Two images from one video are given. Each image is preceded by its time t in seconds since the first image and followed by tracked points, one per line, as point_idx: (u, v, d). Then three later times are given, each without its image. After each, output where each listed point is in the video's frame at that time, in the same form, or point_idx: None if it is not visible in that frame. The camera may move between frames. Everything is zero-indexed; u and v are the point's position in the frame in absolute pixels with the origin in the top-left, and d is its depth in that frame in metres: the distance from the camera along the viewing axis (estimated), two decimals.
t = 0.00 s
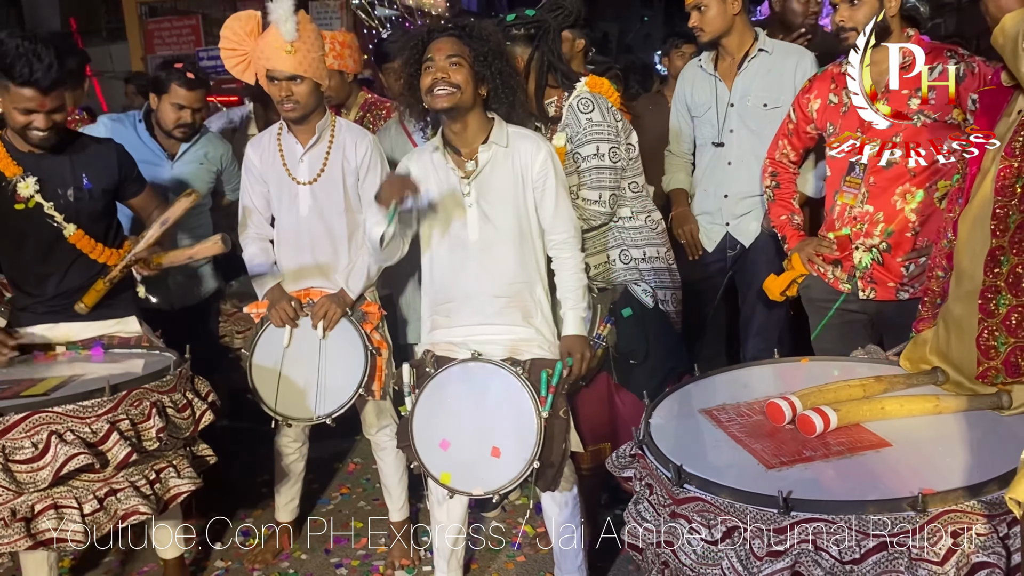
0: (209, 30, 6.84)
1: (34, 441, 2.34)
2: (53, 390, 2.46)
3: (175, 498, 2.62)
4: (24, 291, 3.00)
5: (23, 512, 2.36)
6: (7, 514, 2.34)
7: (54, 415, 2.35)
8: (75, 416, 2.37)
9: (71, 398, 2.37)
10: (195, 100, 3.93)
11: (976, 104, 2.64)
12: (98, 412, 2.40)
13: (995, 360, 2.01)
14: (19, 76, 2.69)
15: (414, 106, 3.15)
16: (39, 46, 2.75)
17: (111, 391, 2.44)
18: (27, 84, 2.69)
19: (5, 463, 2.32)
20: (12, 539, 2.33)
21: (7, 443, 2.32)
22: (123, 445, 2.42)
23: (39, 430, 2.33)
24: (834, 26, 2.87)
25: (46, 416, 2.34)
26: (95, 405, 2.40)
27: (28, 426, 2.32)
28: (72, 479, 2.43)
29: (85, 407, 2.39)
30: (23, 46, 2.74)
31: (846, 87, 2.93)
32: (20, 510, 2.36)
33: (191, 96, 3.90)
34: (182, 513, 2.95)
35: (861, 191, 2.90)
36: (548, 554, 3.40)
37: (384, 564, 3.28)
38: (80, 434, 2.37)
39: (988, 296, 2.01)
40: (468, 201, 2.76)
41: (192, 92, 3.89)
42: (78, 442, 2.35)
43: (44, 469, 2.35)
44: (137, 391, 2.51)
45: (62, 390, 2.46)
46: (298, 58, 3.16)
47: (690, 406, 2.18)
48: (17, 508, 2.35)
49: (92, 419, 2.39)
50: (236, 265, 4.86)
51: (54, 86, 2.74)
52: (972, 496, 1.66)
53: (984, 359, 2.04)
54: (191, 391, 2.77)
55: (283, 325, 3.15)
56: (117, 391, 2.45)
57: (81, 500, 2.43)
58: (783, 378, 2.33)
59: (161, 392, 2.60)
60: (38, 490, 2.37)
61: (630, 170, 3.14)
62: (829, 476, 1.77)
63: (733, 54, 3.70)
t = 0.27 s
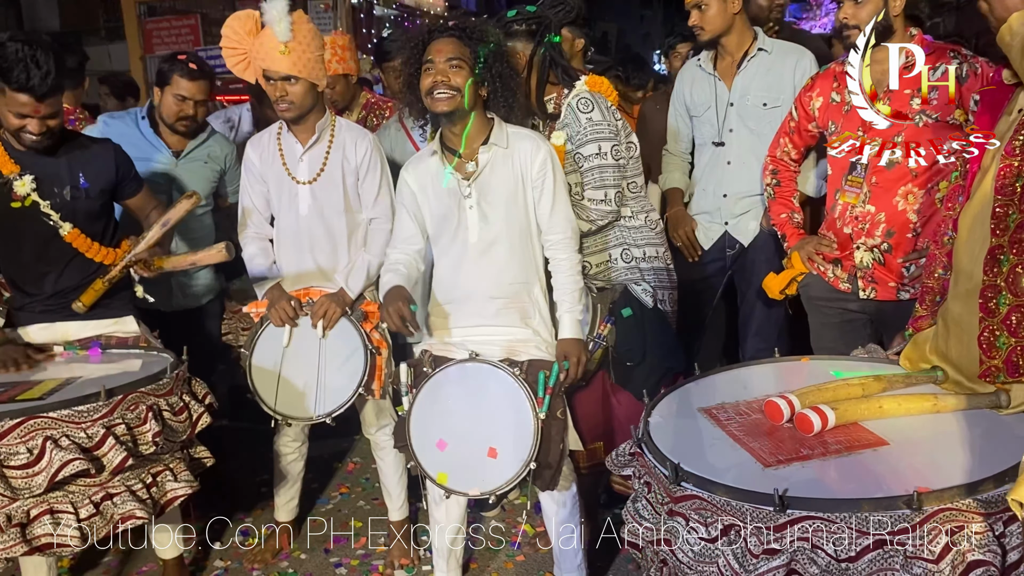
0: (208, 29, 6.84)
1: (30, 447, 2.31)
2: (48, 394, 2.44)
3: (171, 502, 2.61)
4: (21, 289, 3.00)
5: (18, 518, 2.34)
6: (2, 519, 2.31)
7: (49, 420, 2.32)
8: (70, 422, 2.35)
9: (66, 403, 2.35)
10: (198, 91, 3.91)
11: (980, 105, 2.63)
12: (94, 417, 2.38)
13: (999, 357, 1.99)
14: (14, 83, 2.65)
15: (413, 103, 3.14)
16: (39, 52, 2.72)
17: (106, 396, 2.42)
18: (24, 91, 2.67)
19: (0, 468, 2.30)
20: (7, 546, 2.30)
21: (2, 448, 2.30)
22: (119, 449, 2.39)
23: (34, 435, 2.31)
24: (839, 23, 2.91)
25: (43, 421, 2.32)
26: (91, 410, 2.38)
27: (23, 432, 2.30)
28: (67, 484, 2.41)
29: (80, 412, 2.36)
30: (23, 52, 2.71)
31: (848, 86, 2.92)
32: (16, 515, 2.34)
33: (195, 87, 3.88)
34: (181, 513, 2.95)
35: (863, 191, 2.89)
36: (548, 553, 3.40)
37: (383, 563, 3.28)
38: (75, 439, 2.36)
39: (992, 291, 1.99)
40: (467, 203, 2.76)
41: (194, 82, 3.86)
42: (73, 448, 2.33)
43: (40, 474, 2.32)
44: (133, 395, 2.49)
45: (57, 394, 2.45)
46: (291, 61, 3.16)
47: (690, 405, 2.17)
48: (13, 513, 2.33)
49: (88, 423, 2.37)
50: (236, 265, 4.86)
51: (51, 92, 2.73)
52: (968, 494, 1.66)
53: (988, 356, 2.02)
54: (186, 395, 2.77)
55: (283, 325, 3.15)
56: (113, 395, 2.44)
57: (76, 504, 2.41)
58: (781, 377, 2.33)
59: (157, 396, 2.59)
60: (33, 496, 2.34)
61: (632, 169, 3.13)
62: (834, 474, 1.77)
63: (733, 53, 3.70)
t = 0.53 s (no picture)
0: (206, 29, 6.84)
1: (34, 453, 2.31)
2: (51, 399, 2.43)
3: (172, 506, 2.61)
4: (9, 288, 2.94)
5: (23, 524, 2.35)
6: (7, 526, 2.33)
7: (54, 426, 2.32)
8: (75, 428, 2.34)
9: (68, 410, 2.34)
10: (171, 81, 3.86)
11: (971, 106, 2.65)
12: (98, 422, 2.38)
13: (998, 356, 2.00)
14: (30, 80, 2.69)
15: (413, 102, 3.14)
16: (46, 52, 2.77)
17: (111, 401, 2.41)
18: (39, 89, 2.71)
19: (5, 475, 2.30)
20: (13, 552, 2.32)
21: (6, 455, 2.29)
22: (124, 455, 2.39)
23: (39, 441, 2.31)
24: (839, 19, 2.89)
25: (48, 427, 2.31)
26: (95, 416, 2.38)
27: (27, 439, 2.29)
28: (71, 490, 2.42)
29: (84, 418, 2.36)
30: (32, 51, 2.74)
31: (840, 86, 2.93)
32: (20, 521, 2.35)
33: (167, 77, 3.83)
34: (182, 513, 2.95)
35: (857, 190, 2.90)
36: (547, 552, 3.41)
37: (383, 563, 3.28)
38: (80, 446, 2.35)
39: (991, 291, 2.00)
40: (465, 204, 2.76)
41: (166, 73, 3.82)
42: (79, 454, 2.32)
43: (45, 481, 2.32)
44: (136, 400, 2.49)
45: (58, 400, 2.43)
46: (293, 60, 3.14)
47: (689, 406, 2.17)
48: (17, 520, 2.35)
49: (92, 429, 2.37)
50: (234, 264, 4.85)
51: (64, 89, 2.78)
52: (977, 494, 1.66)
53: (987, 356, 2.02)
54: (187, 397, 2.76)
55: (282, 324, 3.14)
56: (117, 400, 2.43)
57: (81, 510, 2.43)
58: (783, 377, 2.32)
59: (159, 400, 2.58)
60: (37, 502, 2.34)
61: (630, 171, 3.14)
62: (830, 476, 1.77)
63: (732, 52, 3.70)
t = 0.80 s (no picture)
0: (205, 28, 6.84)
1: (54, 452, 2.31)
2: (65, 399, 2.44)
3: (186, 504, 2.63)
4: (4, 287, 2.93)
5: (42, 523, 2.32)
6: (27, 525, 2.30)
7: (72, 426, 2.31)
8: (93, 427, 2.35)
9: (87, 408, 2.35)
10: (134, 71, 3.80)
11: (962, 109, 2.68)
12: (115, 421, 2.39)
13: (994, 356, 2.03)
14: (32, 83, 2.69)
15: (418, 104, 3.13)
16: (51, 54, 2.76)
17: (127, 400, 2.43)
18: (41, 91, 2.71)
19: (27, 475, 2.29)
20: (35, 551, 2.29)
21: (27, 455, 2.29)
22: (141, 453, 2.42)
23: (59, 441, 2.30)
24: (839, 15, 2.82)
25: (68, 426, 2.31)
26: (113, 414, 2.39)
27: (48, 438, 2.29)
28: (91, 489, 2.39)
29: (101, 417, 2.37)
30: (36, 52, 2.74)
31: (831, 86, 2.94)
32: (40, 521, 2.32)
33: (128, 67, 3.79)
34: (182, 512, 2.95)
35: (847, 191, 2.90)
36: (547, 552, 3.41)
37: (382, 562, 3.28)
38: (98, 444, 2.36)
39: (989, 291, 2.02)
40: (465, 203, 2.77)
41: (126, 61, 3.78)
42: (98, 453, 2.33)
43: (66, 479, 2.32)
44: (150, 399, 2.50)
45: (71, 401, 2.43)
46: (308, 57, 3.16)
47: (689, 407, 2.18)
48: (37, 519, 2.31)
49: (110, 428, 2.38)
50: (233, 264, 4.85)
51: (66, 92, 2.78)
52: (982, 495, 1.67)
53: (983, 355, 2.05)
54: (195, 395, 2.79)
55: (281, 324, 3.14)
56: (133, 399, 2.45)
57: (99, 508, 2.40)
58: (784, 377, 2.33)
59: (171, 399, 2.60)
60: (58, 502, 2.33)
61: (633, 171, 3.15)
62: (826, 479, 1.77)
63: (732, 52, 3.71)
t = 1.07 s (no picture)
0: (205, 28, 6.84)
1: (77, 449, 2.31)
2: (84, 396, 2.46)
3: (203, 498, 2.63)
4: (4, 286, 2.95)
5: (65, 519, 2.32)
6: (51, 521, 2.30)
7: (94, 422, 2.32)
8: (113, 423, 2.35)
9: (107, 405, 2.35)
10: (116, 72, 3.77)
11: (956, 109, 2.69)
12: (134, 417, 2.39)
13: (994, 356, 2.03)
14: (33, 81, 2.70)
15: (421, 105, 3.10)
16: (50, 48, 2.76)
17: (145, 396, 2.43)
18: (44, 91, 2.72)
19: (52, 472, 2.29)
20: (60, 547, 2.31)
21: (51, 452, 2.29)
22: (162, 448, 2.41)
23: (81, 437, 2.31)
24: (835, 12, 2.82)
25: (89, 422, 2.31)
26: (131, 411, 2.38)
27: (70, 434, 2.29)
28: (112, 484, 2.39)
29: (121, 413, 2.36)
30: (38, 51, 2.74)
31: (825, 86, 2.95)
32: (63, 517, 2.32)
33: (109, 67, 3.75)
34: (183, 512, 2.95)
35: (841, 190, 2.89)
36: (546, 552, 3.41)
37: (382, 562, 3.28)
38: (120, 440, 2.36)
39: (989, 292, 2.04)
40: (468, 201, 2.77)
41: (105, 61, 3.75)
42: (120, 448, 2.33)
43: (89, 475, 2.31)
44: (168, 394, 2.51)
45: (92, 399, 2.43)
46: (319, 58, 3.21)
47: (690, 407, 2.18)
48: (60, 515, 2.32)
49: (130, 424, 2.38)
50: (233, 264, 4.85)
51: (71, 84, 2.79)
52: (981, 494, 1.67)
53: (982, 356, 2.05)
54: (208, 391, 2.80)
55: (283, 323, 3.14)
56: (152, 394, 2.45)
57: (119, 504, 2.40)
58: (784, 377, 2.33)
59: (185, 395, 2.60)
60: (82, 498, 2.32)
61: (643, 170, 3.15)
62: (823, 480, 1.77)
63: (732, 51, 3.71)
